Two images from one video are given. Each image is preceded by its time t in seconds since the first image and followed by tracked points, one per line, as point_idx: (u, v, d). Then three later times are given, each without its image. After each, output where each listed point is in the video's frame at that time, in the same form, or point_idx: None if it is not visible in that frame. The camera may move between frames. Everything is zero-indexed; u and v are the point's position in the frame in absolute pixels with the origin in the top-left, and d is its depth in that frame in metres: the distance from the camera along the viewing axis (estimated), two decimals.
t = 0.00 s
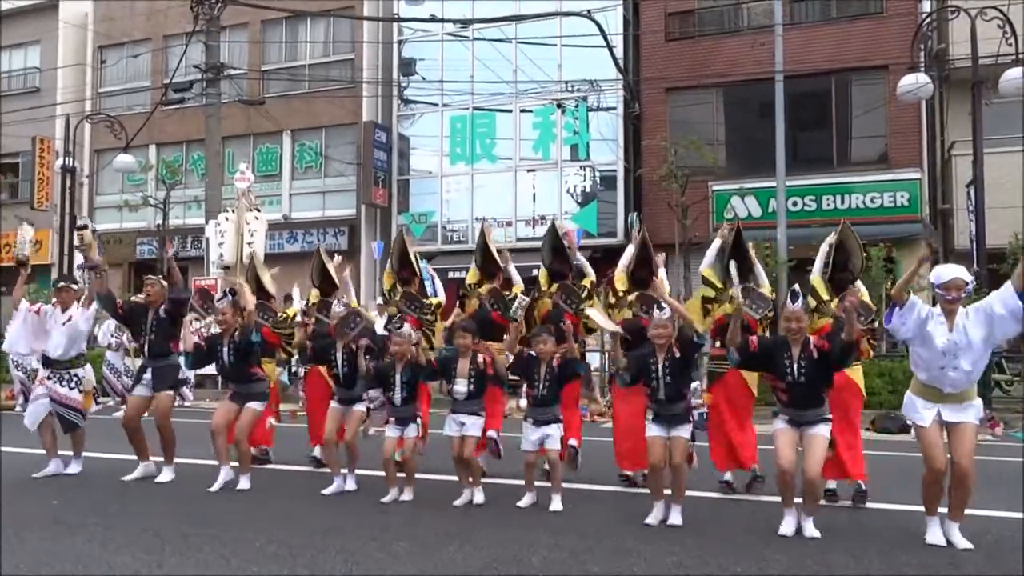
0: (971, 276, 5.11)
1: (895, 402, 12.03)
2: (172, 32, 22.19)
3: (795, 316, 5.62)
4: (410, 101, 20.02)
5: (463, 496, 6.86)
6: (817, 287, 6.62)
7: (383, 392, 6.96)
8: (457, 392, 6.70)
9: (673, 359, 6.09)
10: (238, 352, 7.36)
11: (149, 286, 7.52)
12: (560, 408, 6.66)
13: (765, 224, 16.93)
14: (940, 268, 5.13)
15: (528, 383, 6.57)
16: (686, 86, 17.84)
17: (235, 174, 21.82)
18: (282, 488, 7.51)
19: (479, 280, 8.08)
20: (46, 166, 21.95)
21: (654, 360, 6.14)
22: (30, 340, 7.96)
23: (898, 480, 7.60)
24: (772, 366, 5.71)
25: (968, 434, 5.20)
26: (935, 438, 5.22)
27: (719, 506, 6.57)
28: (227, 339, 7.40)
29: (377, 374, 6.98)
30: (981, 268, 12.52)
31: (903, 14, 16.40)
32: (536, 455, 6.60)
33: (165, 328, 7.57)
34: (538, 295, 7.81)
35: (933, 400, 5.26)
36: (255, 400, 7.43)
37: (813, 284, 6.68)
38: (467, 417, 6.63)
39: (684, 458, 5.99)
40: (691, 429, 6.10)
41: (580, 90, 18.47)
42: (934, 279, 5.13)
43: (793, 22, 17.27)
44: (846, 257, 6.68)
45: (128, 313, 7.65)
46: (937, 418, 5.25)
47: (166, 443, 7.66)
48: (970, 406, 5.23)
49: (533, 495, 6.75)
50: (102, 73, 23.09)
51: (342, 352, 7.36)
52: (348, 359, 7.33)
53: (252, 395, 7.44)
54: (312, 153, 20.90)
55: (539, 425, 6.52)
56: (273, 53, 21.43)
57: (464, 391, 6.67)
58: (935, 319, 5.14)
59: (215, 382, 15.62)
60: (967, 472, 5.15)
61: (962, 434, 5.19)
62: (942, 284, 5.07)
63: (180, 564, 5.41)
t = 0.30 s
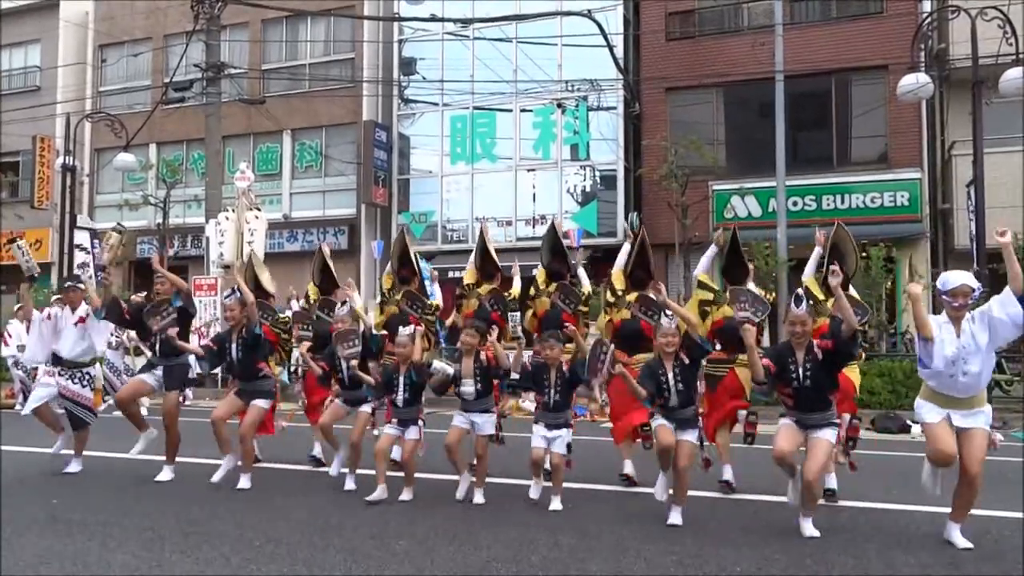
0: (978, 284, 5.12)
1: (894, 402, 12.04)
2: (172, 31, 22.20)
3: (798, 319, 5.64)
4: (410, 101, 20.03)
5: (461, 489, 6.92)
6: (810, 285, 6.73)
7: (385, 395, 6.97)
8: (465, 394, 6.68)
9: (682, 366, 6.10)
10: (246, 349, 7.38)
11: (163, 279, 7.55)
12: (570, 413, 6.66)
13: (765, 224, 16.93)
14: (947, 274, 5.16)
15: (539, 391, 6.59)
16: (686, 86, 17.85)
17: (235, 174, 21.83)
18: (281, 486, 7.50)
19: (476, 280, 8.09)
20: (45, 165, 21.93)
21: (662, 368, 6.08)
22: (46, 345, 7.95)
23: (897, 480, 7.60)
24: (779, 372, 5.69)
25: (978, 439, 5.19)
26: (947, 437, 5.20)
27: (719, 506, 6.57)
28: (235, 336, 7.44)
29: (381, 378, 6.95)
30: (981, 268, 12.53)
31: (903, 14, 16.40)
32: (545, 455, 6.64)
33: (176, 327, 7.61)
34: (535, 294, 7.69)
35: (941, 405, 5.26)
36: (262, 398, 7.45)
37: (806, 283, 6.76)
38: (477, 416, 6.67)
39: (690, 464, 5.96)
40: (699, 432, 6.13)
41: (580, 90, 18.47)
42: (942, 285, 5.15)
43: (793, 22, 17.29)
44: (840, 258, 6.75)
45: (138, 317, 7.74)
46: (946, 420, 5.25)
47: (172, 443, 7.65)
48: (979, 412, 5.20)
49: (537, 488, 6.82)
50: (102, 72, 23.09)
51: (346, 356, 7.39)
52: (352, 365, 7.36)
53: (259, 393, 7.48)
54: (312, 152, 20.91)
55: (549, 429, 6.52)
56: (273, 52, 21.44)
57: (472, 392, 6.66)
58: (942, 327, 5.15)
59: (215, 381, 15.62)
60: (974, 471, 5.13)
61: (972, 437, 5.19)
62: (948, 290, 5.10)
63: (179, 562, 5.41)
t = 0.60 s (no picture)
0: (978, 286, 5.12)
1: (895, 401, 12.05)
2: (171, 32, 22.20)
3: (799, 321, 5.63)
4: (409, 101, 20.03)
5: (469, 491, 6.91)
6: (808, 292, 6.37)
7: (384, 392, 7.01)
8: (467, 397, 6.66)
9: (683, 364, 6.09)
10: (246, 361, 7.36)
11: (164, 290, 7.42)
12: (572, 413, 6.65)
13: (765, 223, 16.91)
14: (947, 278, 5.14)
15: (541, 392, 6.57)
16: (685, 85, 17.84)
17: (235, 174, 21.82)
18: (281, 487, 7.50)
19: (474, 288, 8.08)
20: (45, 166, 21.93)
21: (663, 360, 6.11)
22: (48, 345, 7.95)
23: (898, 479, 7.60)
24: (781, 375, 5.67)
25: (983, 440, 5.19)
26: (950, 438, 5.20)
27: (719, 505, 6.56)
28: (237, 346, 7.41)
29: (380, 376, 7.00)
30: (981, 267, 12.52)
31: (903, 12, 16.39)
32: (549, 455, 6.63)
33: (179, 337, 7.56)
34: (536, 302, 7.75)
35: (946, 408, 5.22)
36: (263, 405, 7.44)
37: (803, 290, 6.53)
38: (481, 420, 6.65)
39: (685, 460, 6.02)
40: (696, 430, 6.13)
41: (579, 89, 18.47)
42: (941, 288, 5.14)
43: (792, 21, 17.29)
44: (837, 261, 6.72)
45: (139, 329, 7.61)
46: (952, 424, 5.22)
47: (167, 443, 7.66)
48: (983, 414, 5.19)
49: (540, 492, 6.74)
50: (101, 73, 23.09)
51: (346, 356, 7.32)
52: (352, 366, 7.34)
53: (261, 401, 7.46)
54: (311, 153, 20.90)
55: (551, 429, 6.51)
56: (272, 53, 21.44)
57: (475, 395, 6.63)
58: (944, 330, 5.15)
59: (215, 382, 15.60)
60: (981, 472, 5.15)
61: (974, 437, 5.19)
62: (948, 293, 5.08)
63: (179, 563, 5.41)
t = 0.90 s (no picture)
0: (973, 277, 5.17)
1: (895, 399, 12.06)
2: (170, 33, 22.20)
3: (793, 314, 5.59)
4: (408, 101, 20.04)
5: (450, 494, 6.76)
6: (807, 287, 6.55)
7: (379, 391, 7.02)
8: (461, 394, 6.68)
9: (680, 370, 6.03)
10: (245, 354, 7.36)
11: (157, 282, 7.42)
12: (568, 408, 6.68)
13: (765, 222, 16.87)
14: (942, 267, 5.21)
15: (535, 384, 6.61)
16: (684, 84, 17.82)
17: (234, 175, 21.83)
18: (280, 487, 7.50)
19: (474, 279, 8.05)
20: (45, 167, 21.96)
21: (658, 367, 6.11)
22: (41, 338, 7.94)
23: (899, 477, 7.61)
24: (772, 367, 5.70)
25: (978, 431, 5.19)
26: (945, 438, 5.20)
27: (720, 505, 6.55)
28: (236, 337, 7.45)
29: (373, 372, 7.04)
30: (981, 265, 12.51)
31: (902, 11, 16.39)
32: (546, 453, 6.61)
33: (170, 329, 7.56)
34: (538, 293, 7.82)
35: (939, 399, 5.25)
36: (265, 397, 7.45)
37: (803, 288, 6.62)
38: (474, 418, 6.65)
39: (687, 461, 5.98)
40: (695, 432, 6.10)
41: (578, 89, 18.48)
42: (936, 279, 5.20)
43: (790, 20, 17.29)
44: (839, 253, 6.71)
45: (132, 313, 7.71)
46: (945, 419, 5.24)
47: (167, 443, 7.64)
48: (978, 405, 5.21)
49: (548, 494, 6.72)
50: (100, 74, 23.07)
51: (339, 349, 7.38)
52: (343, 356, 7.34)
53: (262, 393, 7.47)
54: (310, 153, 20.90)
55: (546, 425, 6.51)
56: (271, 53, 21.44)
57: (467, 393, 6.65)
58: (937, 319, 5.18)
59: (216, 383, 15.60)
60: (976, 461, 5.12)
61: (970, 434, 5.18)
62: (942, 284, 5.15)
63: (179, 564, 5.41)
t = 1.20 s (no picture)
0: (968, 282, 5.10)
1: (894, 399, 12.05)
2: (170, 33, 22.21)
3: (786, 314, 5.64)
4: (408, 101, 20.05)
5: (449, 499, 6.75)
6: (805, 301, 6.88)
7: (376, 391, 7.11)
8: (448, 396, 6.65)
9: (674, 367, 6.04)
10: (244, 357, 7.38)
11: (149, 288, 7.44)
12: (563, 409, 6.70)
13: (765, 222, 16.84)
14: (937, 272, 5.14)
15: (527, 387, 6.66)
16: (684, 84, 17.82)
17: (233, 175, 21.83)
18: (280, 487, 7.51)
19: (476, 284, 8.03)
20: (45, 167, 21.98)
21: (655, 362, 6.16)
22: (38, 338, 7.95)
23: (899, 477, 7.61)
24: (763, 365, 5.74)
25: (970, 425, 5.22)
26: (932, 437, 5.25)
27: (719, 505, 6.55)
28: (236, 338, 7.45)
29: (371, 372, 7.22)
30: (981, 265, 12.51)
31: (902, 11, 16.38)
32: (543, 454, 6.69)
33: (162, 339, 7.57)
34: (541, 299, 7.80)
35: (928, 401, 5.29)
36: (265, 396, 7.49)
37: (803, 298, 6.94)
38: (456, 417, 6.62)
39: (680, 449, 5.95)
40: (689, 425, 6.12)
41: (578, 89, 18.49)
42: (930, 284, 5.14)
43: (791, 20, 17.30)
44: (839, 257, 6.69)
45: (127, 316, 7.77)
46: (933, 418, 5.27)
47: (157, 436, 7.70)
48: (966, 407, 5.24)
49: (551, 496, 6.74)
50: (100, 74, 23.07)
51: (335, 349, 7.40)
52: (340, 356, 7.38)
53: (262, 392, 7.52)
54: (310, 154, 20.91)
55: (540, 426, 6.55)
56: (271, 53, 21.44)
57: (455, 395, 6.62)
58: (929, 324, 5.19)
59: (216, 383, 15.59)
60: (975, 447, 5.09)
61: (962, 431, 5.19)
62: (936, 289, 5.08)
63: (179, 564, 5.41)
